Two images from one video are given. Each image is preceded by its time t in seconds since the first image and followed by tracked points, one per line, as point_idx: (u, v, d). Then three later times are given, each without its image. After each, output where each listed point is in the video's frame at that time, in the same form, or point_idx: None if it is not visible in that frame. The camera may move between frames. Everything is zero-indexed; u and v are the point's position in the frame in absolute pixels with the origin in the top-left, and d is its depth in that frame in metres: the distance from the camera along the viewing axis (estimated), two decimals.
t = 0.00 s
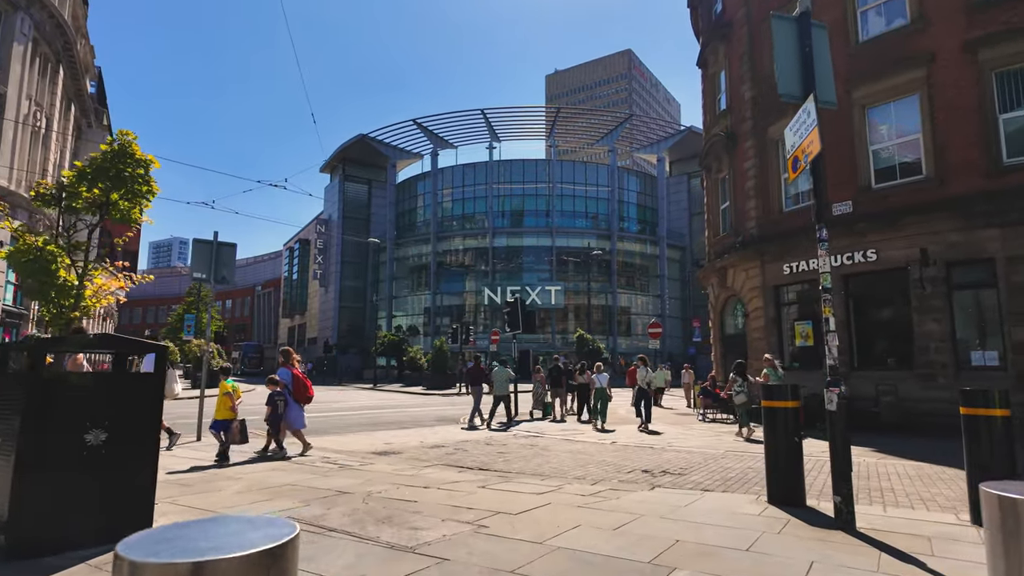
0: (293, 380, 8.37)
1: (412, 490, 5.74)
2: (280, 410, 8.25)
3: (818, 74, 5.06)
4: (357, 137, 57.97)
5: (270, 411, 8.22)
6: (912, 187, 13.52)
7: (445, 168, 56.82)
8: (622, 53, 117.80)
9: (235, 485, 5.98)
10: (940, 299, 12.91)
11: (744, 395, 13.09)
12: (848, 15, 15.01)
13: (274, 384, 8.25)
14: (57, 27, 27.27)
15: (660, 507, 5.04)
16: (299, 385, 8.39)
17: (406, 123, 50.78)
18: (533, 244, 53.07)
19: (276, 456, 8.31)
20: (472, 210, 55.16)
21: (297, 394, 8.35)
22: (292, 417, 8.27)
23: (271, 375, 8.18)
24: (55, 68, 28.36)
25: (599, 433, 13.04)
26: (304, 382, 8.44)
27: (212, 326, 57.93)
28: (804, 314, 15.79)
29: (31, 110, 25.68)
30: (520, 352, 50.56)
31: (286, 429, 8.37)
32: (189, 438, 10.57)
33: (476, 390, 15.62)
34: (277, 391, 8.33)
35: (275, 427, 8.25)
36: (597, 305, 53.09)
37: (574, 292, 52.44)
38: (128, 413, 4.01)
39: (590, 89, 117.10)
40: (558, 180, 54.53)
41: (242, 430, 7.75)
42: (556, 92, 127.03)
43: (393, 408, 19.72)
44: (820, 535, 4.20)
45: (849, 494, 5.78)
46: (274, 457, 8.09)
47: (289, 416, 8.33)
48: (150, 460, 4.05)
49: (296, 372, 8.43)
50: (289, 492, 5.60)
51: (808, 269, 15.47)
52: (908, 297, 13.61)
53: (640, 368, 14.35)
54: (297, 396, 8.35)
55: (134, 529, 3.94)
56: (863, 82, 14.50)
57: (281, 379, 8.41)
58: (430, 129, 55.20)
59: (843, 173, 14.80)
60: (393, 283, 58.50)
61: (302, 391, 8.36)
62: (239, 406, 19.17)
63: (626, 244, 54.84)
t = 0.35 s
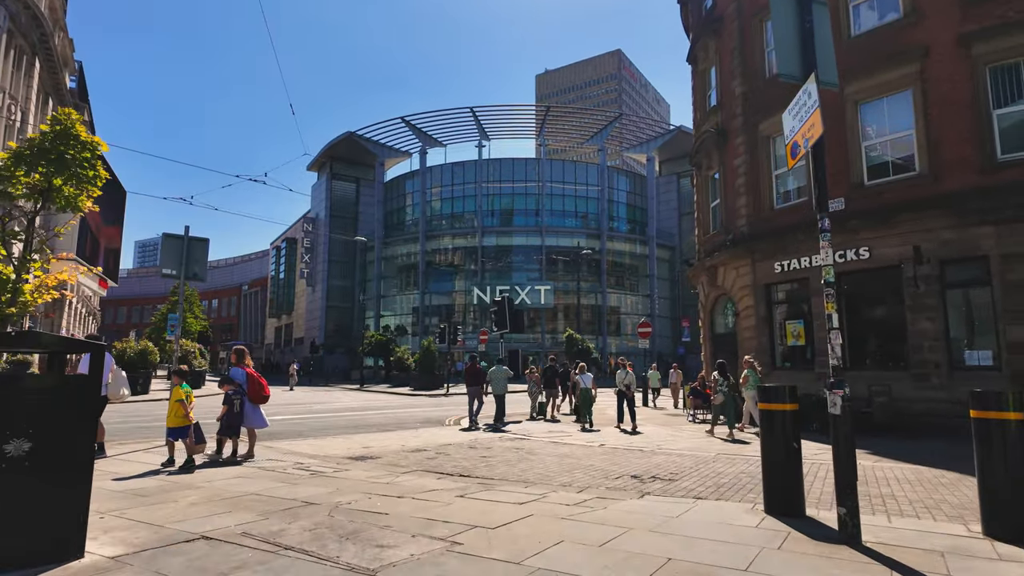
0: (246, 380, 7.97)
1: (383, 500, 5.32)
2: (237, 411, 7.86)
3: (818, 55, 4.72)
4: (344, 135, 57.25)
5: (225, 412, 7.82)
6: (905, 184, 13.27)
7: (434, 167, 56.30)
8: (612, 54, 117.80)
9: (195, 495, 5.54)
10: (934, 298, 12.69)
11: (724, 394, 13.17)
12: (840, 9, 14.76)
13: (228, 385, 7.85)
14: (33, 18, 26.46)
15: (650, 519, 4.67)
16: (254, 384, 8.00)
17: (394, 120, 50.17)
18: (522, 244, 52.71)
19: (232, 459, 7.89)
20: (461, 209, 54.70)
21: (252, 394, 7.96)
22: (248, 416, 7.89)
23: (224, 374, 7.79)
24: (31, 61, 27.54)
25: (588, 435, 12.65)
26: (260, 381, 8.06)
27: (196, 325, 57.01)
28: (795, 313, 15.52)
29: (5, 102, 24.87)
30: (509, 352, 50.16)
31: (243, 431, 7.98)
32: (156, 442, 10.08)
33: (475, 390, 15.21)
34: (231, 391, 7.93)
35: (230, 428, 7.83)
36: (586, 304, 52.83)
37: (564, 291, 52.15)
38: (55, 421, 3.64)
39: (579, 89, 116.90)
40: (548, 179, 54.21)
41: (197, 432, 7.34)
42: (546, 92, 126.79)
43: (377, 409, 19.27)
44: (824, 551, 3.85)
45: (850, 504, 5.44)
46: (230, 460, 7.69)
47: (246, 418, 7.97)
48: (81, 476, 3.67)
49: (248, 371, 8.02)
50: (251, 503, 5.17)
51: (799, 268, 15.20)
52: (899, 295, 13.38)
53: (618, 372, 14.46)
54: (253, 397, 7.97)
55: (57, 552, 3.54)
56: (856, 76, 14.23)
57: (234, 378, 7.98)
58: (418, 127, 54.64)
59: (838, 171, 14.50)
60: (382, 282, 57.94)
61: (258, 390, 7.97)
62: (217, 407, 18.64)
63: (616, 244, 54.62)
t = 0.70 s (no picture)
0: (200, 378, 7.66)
1: (360, 505, 4.94)
2: (191, 410, 7.53)
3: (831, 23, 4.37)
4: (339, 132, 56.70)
5: (179, 412, 7.49)
6: (910, 177, 12.93)
7: (430, 165, 55.89)
8: (609, 53, 117.47)
9: (159, 500, 5.14)
10: (938, 294, 12.35)
11: (709, 392, 13.05)
12: None
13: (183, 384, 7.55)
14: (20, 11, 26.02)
15: (649, 527, 4.30)
16: (208, 381, 7.69)
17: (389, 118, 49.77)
18: (517, 242, 52.31)
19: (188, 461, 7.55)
20: (457, 208, 54.32)
21: (206, 392, 7.64)
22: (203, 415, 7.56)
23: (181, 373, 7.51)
24: (18, 55, 27.10)
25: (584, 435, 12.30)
26: (215, 378, 7.75)
27: (189, 324, 56.55)
28: (796, 311, 15.17)
29: None
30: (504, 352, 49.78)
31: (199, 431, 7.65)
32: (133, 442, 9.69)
33: (477, 390, 14.90)
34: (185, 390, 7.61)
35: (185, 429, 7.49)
36: (582, 304, 52.49)
37: (560, 291, 51.80)
38: None
39: (576, 89, 116.58)
40: (544, 178, 53.85)
41: (149, 433, 7.00)
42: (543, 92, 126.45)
43: (368, 408, 18.86)
44: (843, 563, 3.48)
45: (862, 509, 5.09)
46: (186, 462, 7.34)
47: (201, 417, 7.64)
48: (13, 482, 3.30)
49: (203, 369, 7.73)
50: (218, 509, 4.78)
51: (799, 264, 14.86)
52: (902, 292, 13.06)
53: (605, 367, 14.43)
54: (207, 395, 7.66)
55: None
56: (857, 68, 13.90)
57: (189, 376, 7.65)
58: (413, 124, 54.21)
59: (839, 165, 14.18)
60: (376, 281, 57.50)
61: (213, 388, 7.69)
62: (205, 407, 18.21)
63: (613, 243, 54.27)
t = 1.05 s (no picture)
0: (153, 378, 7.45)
1: (334, 518, 4.56)
2: (138, 412, 7.29)
3: None
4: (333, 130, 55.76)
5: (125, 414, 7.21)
6: (912, 174, 12.62)
7: (425, 164, 55.50)
8: (606, 54, 117.16)
9: (117, 512, 4.74)
10: (941, 293, 12.04)
11: (699, 394, 12.70)
12: None
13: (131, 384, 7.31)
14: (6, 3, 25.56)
15: (647, 544, 3.94)
16: (163, 381, 7.46)
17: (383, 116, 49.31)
18: (512, 242, 51.94)
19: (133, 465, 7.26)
20: (452, 207, 53.92)
21: (160, 393, 7.40)
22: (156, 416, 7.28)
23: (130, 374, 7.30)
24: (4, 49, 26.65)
25: (578, 437, 11.93)
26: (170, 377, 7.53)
27: (181, 324, 55.95)
28: (795, 310, 14.86)
29: None
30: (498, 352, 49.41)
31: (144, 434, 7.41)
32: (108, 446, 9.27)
33: (480, 390, 14.58)
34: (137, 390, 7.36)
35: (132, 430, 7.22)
36: (578, 304, 52.19)
37: (555, 291, 51.47)
38: None
39: (572, 89, 116.30)
40: (539, 177, 53.53)
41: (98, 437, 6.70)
42: (538, 92, 126.11)
43: (359, 410, 18.43)
44: None
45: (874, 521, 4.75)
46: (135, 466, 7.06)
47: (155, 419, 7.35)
48: None
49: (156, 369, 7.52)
50: (177, 523, 4.38)
51: (798, 262, 14.56)
52: (903, 291, 12.77)
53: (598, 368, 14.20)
54: (161, 396, 7.40)
55: None
56: (858, 61, 13.60)
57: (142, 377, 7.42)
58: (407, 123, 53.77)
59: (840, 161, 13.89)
60: (370, 281, 57.06)
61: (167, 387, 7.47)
62: (191, 408, 17.75)
63: (608, 243, 53.94)
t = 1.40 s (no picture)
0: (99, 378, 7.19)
1: (297, 534, 4.14)
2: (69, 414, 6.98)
3: None
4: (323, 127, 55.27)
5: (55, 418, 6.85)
6: (911, 169, 12.33)
7: (416, 162, 54.98)
8: (598, 52, 116.90)
9: (59, 527, 4.32)
10: (940, 290, 11.75)
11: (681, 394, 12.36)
12: None
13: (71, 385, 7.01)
14: None
15: (641, 563, 3.56)
16: (108, 382, 7.22)
17: (373, 113, 48.75)
18: (504, 241, 51.54)
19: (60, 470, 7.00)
20: (444, 205, 53.46)
21: (104, 394, 7.18)
22: (99, 423, 7.07)
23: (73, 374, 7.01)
24: None
25: (569, 439, 11.56)
26: (116, 379, 7.31)
27: (168, 323, 55.24)
28: (790, 308, 14.55)
29: None
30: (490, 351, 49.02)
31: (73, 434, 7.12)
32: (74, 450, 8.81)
33: (476, 390, 14.19)
34: (76, 391, 7.07)
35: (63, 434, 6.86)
36: (570, 303, 51.90)
37: (548, 290, 51.17)
38: None
39: (565, 88, 115.98)
40: (532, 176, 53.17)
41: (30, 449, 6.41)
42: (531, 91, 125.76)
43: (346, 411, 17.98)
44: None
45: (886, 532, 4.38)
46: (79, 473, 6.75)
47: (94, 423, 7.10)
48: None
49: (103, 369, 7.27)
50: (123, 540, 3.96)
51: (794, 259, 14.24)
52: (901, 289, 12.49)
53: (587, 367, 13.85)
54: (105, 397, 7.18)
55: None
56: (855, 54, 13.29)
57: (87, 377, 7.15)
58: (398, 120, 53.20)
59: (836, 157, 13.59)
60: (361, 280, 56.55)
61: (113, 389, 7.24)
62: (171, 409, 17.22)
63: (601, 242, 53.62)
